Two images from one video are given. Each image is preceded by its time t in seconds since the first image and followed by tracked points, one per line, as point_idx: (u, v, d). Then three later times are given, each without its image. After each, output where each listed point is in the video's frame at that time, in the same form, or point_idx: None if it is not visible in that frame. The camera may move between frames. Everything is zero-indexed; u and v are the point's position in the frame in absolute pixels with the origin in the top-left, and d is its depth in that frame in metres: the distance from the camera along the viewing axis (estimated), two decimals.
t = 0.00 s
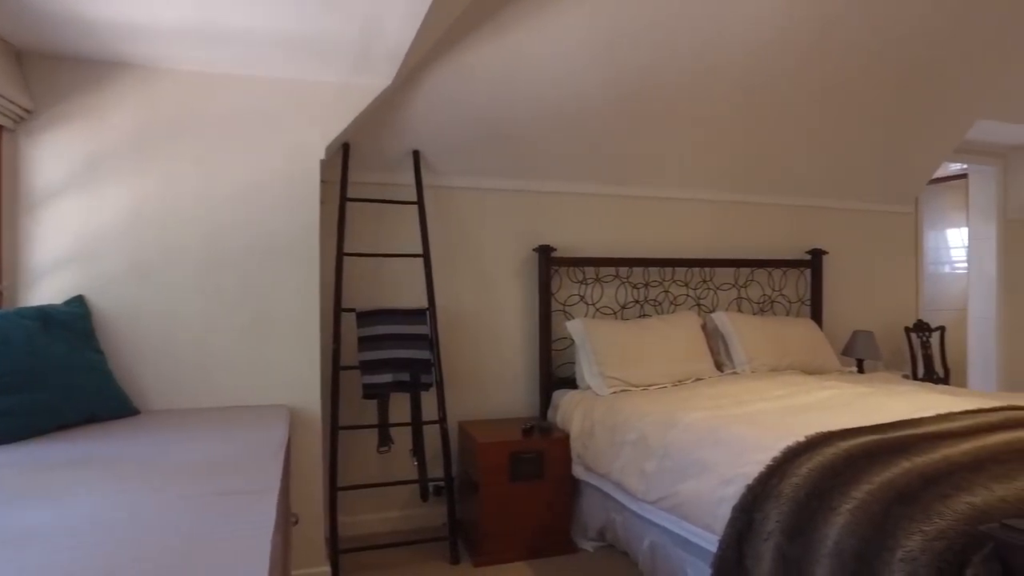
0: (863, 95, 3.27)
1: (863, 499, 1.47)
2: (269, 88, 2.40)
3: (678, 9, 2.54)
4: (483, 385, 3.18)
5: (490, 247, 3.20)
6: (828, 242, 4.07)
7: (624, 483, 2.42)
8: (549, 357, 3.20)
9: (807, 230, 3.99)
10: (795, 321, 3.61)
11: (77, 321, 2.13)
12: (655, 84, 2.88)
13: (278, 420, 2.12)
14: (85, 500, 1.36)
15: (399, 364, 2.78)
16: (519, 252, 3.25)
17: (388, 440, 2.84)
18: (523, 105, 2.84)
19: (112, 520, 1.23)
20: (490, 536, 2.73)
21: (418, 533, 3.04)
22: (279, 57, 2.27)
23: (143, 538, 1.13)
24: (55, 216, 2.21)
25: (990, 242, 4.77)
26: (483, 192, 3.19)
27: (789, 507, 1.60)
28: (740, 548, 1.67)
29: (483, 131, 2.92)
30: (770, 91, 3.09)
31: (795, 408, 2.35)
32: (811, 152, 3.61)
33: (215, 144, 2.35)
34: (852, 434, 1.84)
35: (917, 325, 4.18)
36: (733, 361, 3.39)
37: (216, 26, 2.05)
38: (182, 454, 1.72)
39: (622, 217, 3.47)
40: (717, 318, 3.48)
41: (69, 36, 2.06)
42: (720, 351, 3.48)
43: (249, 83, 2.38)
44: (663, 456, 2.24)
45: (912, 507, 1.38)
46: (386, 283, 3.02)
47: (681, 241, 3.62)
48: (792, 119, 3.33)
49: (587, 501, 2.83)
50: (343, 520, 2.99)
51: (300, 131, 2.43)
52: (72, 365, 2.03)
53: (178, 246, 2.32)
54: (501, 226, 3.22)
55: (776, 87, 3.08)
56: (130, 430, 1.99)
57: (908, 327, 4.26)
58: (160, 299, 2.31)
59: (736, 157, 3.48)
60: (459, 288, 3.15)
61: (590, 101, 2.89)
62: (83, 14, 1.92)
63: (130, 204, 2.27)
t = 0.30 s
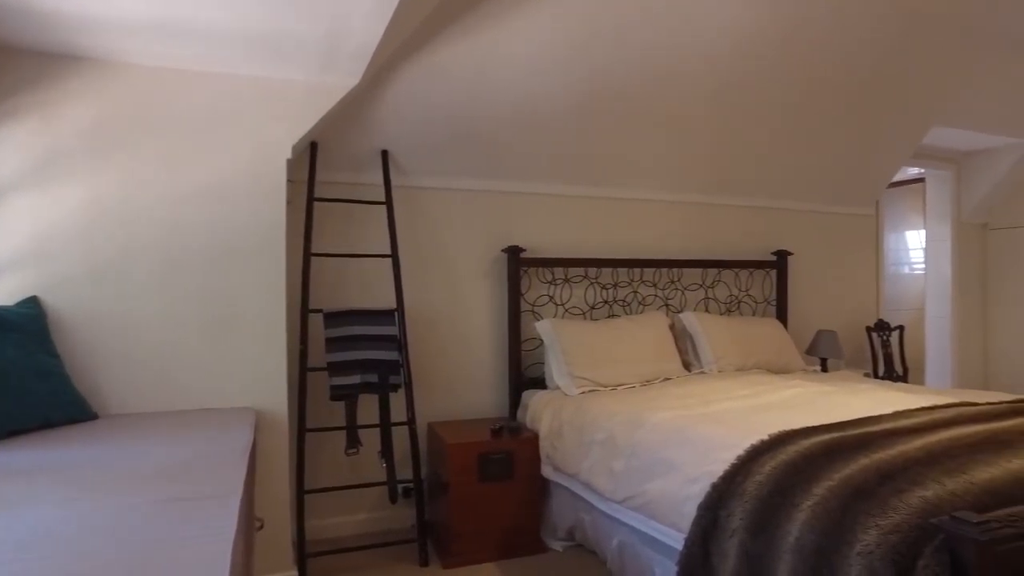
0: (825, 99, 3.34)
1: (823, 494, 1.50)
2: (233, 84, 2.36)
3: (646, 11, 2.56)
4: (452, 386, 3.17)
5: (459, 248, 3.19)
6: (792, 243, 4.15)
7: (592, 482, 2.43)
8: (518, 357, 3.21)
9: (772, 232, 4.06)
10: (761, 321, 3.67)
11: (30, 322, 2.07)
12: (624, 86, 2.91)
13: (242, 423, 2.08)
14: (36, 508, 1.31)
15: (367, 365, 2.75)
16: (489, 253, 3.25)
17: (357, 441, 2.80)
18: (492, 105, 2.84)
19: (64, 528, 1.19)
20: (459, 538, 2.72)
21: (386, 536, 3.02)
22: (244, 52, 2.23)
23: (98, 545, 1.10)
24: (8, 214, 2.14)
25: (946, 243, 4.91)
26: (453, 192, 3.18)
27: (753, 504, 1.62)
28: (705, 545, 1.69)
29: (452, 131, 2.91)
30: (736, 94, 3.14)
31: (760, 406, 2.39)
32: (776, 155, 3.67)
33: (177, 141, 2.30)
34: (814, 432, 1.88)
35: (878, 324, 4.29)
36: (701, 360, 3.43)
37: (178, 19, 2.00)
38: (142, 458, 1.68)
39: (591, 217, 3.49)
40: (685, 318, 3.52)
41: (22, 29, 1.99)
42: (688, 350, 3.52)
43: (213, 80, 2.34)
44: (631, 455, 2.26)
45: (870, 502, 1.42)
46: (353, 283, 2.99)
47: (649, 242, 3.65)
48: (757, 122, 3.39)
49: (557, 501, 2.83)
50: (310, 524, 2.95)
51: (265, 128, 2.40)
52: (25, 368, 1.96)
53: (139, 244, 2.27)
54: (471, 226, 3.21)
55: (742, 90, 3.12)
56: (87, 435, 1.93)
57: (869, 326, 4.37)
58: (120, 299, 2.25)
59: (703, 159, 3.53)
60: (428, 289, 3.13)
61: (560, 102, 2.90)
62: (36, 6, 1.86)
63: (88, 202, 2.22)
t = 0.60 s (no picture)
0: (795, 101, 3.40)
1: (790, 492, 1.53)
2: (202, 81, 2.33)
3: (619, 12, 2.58)
4: (426, 387, 3.16)
5: (434, 248, 3.18)
6: (763, 244, 4.21)
7: (565, 482, 2.44)
8: (492, 357, 3.21)
9: (743, 233, 4.12)
10: (733, 321, 3.72)
11: None
12: (597, 86, 2.92)
13: (211, 425, 2.05)
14: None
15: (340, 366, 2.73)
16: (463, 253, 3.24)
17: (329, 443, 2.78)
18: (466, 105, 2.84)
19: (21, 532, 1.16)
20: (432, 539, 2.71)
21: (360, 538, 2.99)
22: (213, 48, 2.20)
23: (56, 550, 1.07)
24: None
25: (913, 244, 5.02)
26: (427, 192, 3.17)
27: (722, 502, 1.64)
28: (676, 543, 1.70)
29: (426, 130, 2.90)
30: (708, 95, 3.18)
31: (731, 405, 2.42)
32: (747, 156, 3.72)
33: (144, 139, 2.26)
34: (782, 430, 1.91)
35: (847, 323, 4.37)
36: (674, 360, 3.46)
37: (145, 14, 1.97)
38: (106, 461, 1.65)
39: (566, 218, 3.50)
40: (658, 317, 3.55)
41: None
42: (662, 350, 3.55)
43: (182, 76, 2.30)
44: (603, 454, 2.27)
45: (835, 498, 1.44)
46: (326, 283, 2.96)
47: (623, 242, 3.67)
48: (728, 123, 3.43)
49: (531, 500, 2.84)
50: (282, 527, 2.91)
51: (235, 125, 2.36)
52: None
53: (104, 244, 2.22)
54: (445, 226, 3.20)
55: (714, 91, 3.16)
56: (49, 439, 1.88)
57: (838, 326, 4.45)
58: (84, 300, 2.20)
59: (676, 160, 3.56)
60: (401, 289, 3.11)
61: (534, 102, 2.91)
62: None
63: (51, 200, 2.16)
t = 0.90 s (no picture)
0: (765, 102, 3.45)
1: (758, 490, 1.55)
2: (171, 79, 2.29)
3: (592, 13, 2.60)
4: (401, 387, 3.15)
5: (408, 248, 3.17)
6: (736, 244, 4.26)
7: (539, 482, 2.45)
8: (467, 358, 3.21)
9: (716, 234, 4.17)
10: (706, 321, 3.76)
11: None
12: (571, 88, 2.94)
13: (180, 428, 2.02)
14: None
15: (313, 367, 2.71)
16: (438, 253, 3.24)
17: (302, 444, 2.76)
18: (441, 106, 2.83)
19: None
20: (407, 540, 2.71)
21: (334, 540, 2.97)
22: (183, 44, 2.17)
23: (14, 556, 1.04)
24: None
25: (881, 245, 5.12)
26: (402, 192, 3.16)
27: (693, 501, 1.66)
28: (647, 542, 1.72)
29: (400, 130, 2.89)
30: (681, 96, 3.21)
31: (703, 405, 2.45)
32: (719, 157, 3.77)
33: (110, 136, 2.22)
34: (752, 429, 1.94)
35: (818, 323, 4.44)
36: (648, 360, 3.49)
37: (111, 10, 1.93)
38: (69, 466, 1.61)
39: (541, 218, 3.51)
40: (632, 318, 3.58)
41: None
42: (636, 350, 3.57)
43: (150, 73, 2.27)
44: (576, 454, 2.28)
45: (801, 496, 1.47)
46: (298, 283, 2.94)
47: (598, 243, 3.70)
48: (701, 125, 3.47)
49: (505, 501, 2.84)
50: (254, 529, 2.88)
51: (206, 123, 2.34)
52: None
53: (68, 242, 2.18)
54: (420, 226, 3.19)
55: (687, 93, 3.20)
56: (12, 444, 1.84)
57: (809, 325, 4.51)
58: (48, 300, 2.15)
59: (649, 161, 3.59)
60: (376, 289, 3.10)
61: (509, 102, 2.92)
62: None
63: (13, 198, 2.11)
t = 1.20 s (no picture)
0: (732, 104, 3.51)
1: (722, 486, 1.58)
2: (136, 75, 2.25)
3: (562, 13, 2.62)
4: (372, 388, 3.14)
5: (379, 249, 3.15)
6: (705, 245, 4.32)
7: (510, 481, 2.46)
8: (439, 358, 3.21)
9: (687, 235, 4.22)
10: (676, 321, 3.81)
11: None
12: (540, 89, 2.96)
13: (145, 431, 2.00)
14: None
15: (283, 369, 2.68)
16: (409, 253, 3.23)
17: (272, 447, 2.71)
18: (412, 105, 2.83)
19: None
20: (377, 542, 2.70)
21: (304, 542, 2.95)
22: (148, 38, 2.13)
23: None
24: None
25: (846, 246, 5.23)
26: (373, 192, 3.14)
27: (659, 498, 1.68)
28: (615, 540, 1.74)
29: (371, 130, 2.88)
30: (650, 98, 3.25)
31: (671, 404, 2.48)
32: (688, 159, 3.82)
33: (72, 133, 2.18)
34: (717, 428, 1.97)
35: (786, 323, 4.51)
36: (619, 359, 3.52)
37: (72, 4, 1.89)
38: (28, 471, 1.57)
39: (512, 218, 3.52)
40: (603, 318, 3.61)
41: None
42: (607, 350, 3.61)
43: (114, 68, 2.22)
44: (546, 454, 2.30)
45: (763, 492, 1.50)
46: (268, 283, 2.91)
47: (569, 243, 3.72)
48: (670, 126, 3.52)
49: (476, 501, 2.85)
50: (222, 533, 2.84)
51: (173, 121, 2.30)
52: None
53: (28, 241, 2.12)
54: (391, 226, 3.18)
55: (656, 94, 3.24)
56: None
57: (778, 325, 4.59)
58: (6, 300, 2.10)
59: (620, 162, 3.63)
60: (346, 290, 3.08)
61: (479, 102, 2.92)
62: None
63: None
